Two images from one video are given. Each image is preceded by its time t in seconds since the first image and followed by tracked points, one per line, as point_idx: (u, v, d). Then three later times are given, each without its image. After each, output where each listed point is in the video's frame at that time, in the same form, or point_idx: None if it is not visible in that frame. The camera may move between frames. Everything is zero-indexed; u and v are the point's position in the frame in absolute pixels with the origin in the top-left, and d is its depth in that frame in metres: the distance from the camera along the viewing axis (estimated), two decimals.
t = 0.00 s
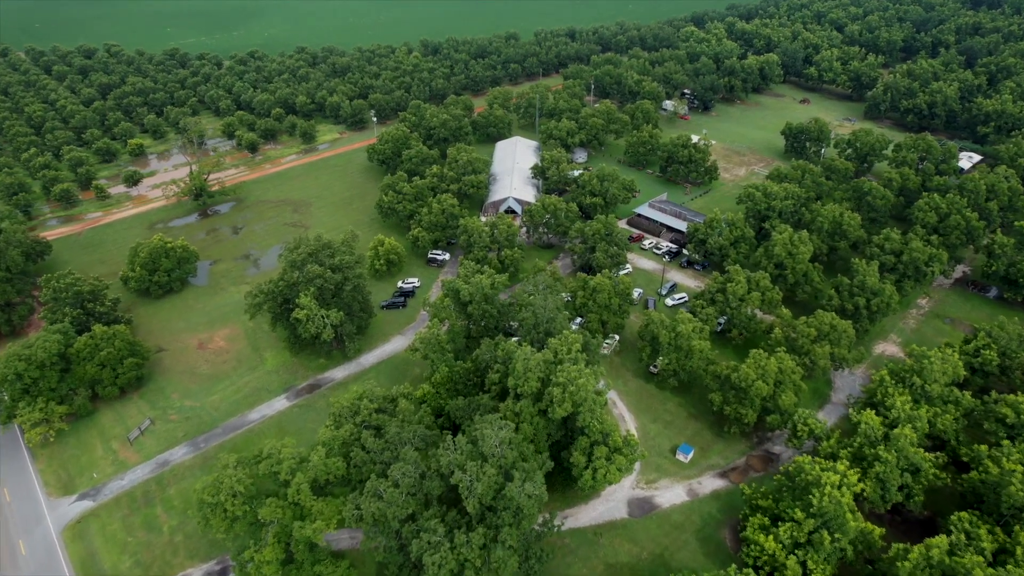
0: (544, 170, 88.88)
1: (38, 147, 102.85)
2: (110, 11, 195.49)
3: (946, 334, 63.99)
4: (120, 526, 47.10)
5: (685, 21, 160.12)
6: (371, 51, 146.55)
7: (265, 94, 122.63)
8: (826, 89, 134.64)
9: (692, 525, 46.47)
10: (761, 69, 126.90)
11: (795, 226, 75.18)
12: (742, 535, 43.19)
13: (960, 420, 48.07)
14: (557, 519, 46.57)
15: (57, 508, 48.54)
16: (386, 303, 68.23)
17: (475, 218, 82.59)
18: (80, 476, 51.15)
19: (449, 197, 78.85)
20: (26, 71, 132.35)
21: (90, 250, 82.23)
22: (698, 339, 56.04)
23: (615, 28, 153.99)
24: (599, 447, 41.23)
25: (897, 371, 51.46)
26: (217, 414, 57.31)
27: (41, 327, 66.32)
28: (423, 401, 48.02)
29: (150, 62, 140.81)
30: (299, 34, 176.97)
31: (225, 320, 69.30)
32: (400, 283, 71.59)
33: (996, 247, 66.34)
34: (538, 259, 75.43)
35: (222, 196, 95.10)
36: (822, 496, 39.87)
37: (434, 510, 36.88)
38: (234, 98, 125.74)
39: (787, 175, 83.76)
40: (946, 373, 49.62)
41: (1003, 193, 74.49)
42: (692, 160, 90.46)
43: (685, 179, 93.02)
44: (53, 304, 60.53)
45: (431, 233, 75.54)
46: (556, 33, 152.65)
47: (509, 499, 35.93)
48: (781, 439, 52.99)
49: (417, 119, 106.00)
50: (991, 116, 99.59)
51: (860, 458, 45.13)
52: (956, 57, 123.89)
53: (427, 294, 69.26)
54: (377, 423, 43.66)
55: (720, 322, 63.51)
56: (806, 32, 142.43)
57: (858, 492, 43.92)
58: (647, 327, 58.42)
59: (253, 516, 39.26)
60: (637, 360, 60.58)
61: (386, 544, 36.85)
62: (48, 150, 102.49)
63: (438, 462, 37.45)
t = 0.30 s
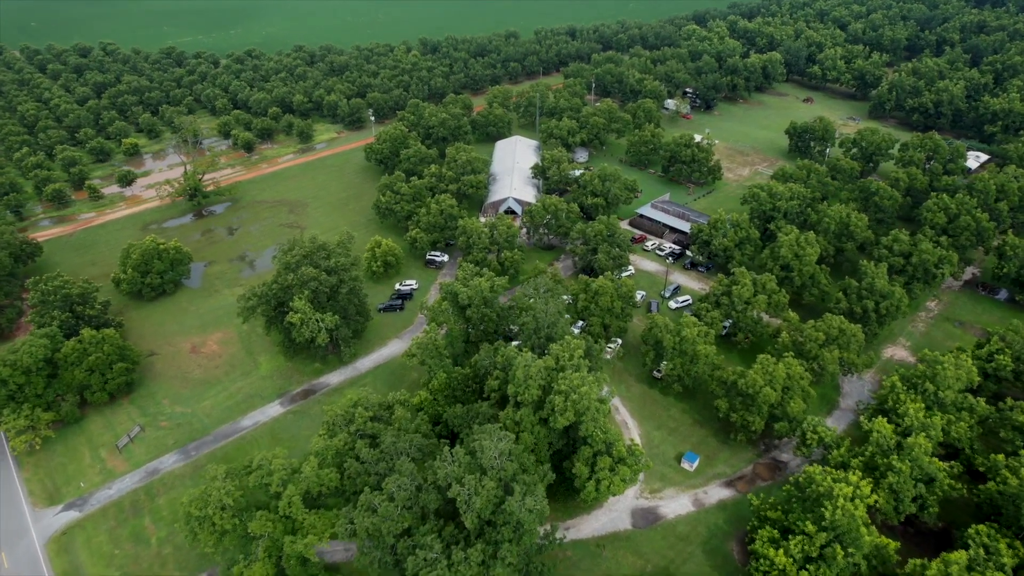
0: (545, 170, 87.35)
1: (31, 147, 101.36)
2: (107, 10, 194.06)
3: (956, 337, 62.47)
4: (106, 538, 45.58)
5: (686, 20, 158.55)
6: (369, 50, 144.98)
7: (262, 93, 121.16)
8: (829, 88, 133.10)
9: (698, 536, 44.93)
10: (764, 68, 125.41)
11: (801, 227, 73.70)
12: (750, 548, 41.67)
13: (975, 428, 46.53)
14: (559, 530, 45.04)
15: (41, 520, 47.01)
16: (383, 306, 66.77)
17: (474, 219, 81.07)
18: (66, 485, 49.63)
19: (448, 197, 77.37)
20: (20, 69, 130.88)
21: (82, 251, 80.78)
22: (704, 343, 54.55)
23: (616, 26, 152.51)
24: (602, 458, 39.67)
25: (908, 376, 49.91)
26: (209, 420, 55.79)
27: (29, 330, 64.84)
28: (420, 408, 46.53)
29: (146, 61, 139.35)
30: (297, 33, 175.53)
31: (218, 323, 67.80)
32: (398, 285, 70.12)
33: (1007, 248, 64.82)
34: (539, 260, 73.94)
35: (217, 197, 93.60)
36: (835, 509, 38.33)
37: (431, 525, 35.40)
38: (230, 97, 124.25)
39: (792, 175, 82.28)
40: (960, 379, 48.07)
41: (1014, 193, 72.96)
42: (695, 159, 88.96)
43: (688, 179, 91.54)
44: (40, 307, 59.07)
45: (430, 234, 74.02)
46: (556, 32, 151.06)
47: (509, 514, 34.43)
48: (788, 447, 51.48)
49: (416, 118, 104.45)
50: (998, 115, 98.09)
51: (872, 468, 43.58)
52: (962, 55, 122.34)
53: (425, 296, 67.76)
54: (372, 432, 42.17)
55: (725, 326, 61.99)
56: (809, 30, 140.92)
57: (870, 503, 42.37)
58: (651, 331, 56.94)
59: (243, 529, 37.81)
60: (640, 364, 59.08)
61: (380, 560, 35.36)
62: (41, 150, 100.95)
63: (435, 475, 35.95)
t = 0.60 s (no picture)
0: (545, 169, 85.86)
1: (23, 146, 99.87)
2: (104, 9, 192.65)
3: (967, 341, 60.96)
4: (92, 551, 44.06)
5: (688, 18, 156.96)
6: (367, 48, 143.49)
7: (259, 91, 119.67)
8: (833, 87, 131.55)
9: (704, 548, 43.41)
10: (767, 66, 123.93)
11: (807, 228, 72.21)
12: (758, 561, 40.19)
13: (990, 435, 44.99)
14: (560, 542, 43.55)
15: (25, 531, 45.50)
16: (380, 309, 65.32)
17: (473, 219, 79.57)
18: (52, 495, 48.12)
19: (446, 197, 75.88)
20: (14, 68, 129.40)
21: (74, 252, 79.30)
22: (709, 348, 53.07)
23: (617, 25, 151.03)
24: (606, 469, 38.14)
25: (921, 382, 48.38)
26: (200, 427, 54.27)
27: (17, 334, 63.34)
28: (417, 416, 45.07)
29: (142, 60, 137.90)
30: (295, 31, 174.05)
31: (212, 327, 66.28)
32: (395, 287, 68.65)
33: (1019, 250, 63.30)
34: (540, 262, 72.45)
35: (212, 197, 92.10)
36: (848, 522, 36.81)
37: (427, 540, 33.91)
38: (227, 96, 122.76)
39: (797, 174, 80.79)
40: (974, 385, 46.52)
41: None
42: (698, 158, 87.47)
43: (691, 179, 90.08)
44: (28, 310, 57.61)
45: (428, 236, 72.55)
46: (556, 30, 149.51)
47: (509, 529, 32.95)
48: (797, 455, 49.98)
49: (414, 117, 102.97)
50: (1006, 114, 96.59)
51: (885, 478, 42.03)
52: (967, 53, 120.81)
53: (423, 299, 66.27)
54: (367, 441, 40.70)
55: (730, 329, 60.46)
56: (812, 28, 139.41)
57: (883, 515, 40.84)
58: (655, 335, 55.48)
59: (232, 544, 36.33)
60: (643, 369, 57.57)
61: None
62: (34, 149, 99.50)
63: (431, 488, 34.46)
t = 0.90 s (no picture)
0: (546, 169, 84.37)
1: (16, 146, 98.38)
2: (101, 7, 191.13)
3: (978, 345, 59.49)
4: (78, 563, 42.59)
5: (690, 16, 155.50)
6: (366, 47, 141.94)
7: (255, 90, 118.18)
8: (836, 86, 130.05)
9: (711, 561, 41.94)
10: (770, 65, 122.43)
11: (813, 230, 70.74)
12: None
13: (1007, 444, 43.51)
14: (562, 555, 42.05)
15: (8, 544, 44.02)
16: (377, 312, 63.87)
17: (473, 220, 78.10)
18: (37, 505, 46.65)
19: (445, 198, 74.42)
20: (8, 67, 127.88)
21: (66, 254, 77.82)
22: (715, 353, 51.61)
23: (617, 23, 149.46)
24: (610, 481, 36.67)
25: (935, 389, 46.86)
26: (192, 434, 52.80)
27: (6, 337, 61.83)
28: (414, 424, 43.62)
29: (138, 58, 136.40)
30: (293, 30, 172.62)
31: (205, 330, 64.82)
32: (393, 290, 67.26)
33: None
34: (540, 264, 70.97)
35: (208, 197, 90.60)
36: (863, 537, 35.33)
37: (424, 557, 32.44)
38: (223, 95, 121.25)
39: (803, 174, 79.32)
40: (990, 392, 45.01)
41: None
42: (701, 158, 85.98)
43: (694, 179, 88.61)
44: (15, 314, 56.13)
45: (426, 237, 71.10)
46: (557, 28, 147.92)
47: (509, 547, 31.49)
48: (805, 463, 48.51)
49: (413, 117, 101.55)
50: (1013, 113, 95.10)
51: (899, 488, 40.49)
52: (973, 52, 119.30)
53: (421, 302, 64.83)
54: (362, 451, 39.25)
55: (736, 334, 58.99)
56: (815, 27, 137.91)
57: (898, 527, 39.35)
58: (659, 339, 54.02)
59: (220, 560, 34.86)
60: (647, 374, 56.09)
61: None
62: (26, 149, 98.00)
63: (427, 503, 32.98)
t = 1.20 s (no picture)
0: (546, 169, 82.87)
1: (8, 145, 96.86)
2: (98, 6, 189.53)
3: (991, 349, 57.97)
4: None
5: (692, 15, 153.92)
6: (364, 45, 140.39)
7: (252, 89, 116.65)
8: (840, 85, 128.57)
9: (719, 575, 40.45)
10: (773, 63, 120.88)
11: (819, 231, 69.26)
12: None
13: None
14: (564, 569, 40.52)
15: None
16: (374, 315, 62.42)
17: (472, 220, 76.62)
18: (21, 517, 45.15)
19: (444, 198, 72.97)
20: (3, 66, 126.35)
21: (57, 256, 76.30)
22: (721, 358, 50.13)
23: (618, 22, 147.85)
24: (614, 495, 35.17)
25: (949, 396, 45.33)
26: (183, 441, 51.30)
27: None
28: (411, 433, 42.13)
29: (134, 57, 134.82)
30: (291, 29, 171.11)
31: (198, 334, 63.30)
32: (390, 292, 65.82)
33: None
34: (541, 266, 69.48)
35: (203, 198, 89.09)
36: (879, 553, 33.82)
37: None
38: (220, 94, 119.71)
39: (808, 174, 77.80)
40: (1007, 399, 43.46)
41: None
42: (705, 158, 84.52)
43: (697, 178, 87.10)
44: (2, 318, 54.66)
45: (425, 238, 69.65)
46: (557, 27, 146.37)
47: (508, 566, 30.03)
48: (815, 472, 47.02)
49: (411, 116, 100.08)
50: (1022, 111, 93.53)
51: (914, 500, 39.00)
52: (979, 50, 117.76)
53: (419, 305, 63.36)
54: (356, 462, 37.77)
55: (742, 337, 57.50)
56: (819, 25, 136.36)
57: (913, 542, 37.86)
58: (662, 344, 52.58)
59: None
60: (651, 380, 54.60)
61: None
62: (18, 148, 96.51)
63: (423, 519, 31.60)
